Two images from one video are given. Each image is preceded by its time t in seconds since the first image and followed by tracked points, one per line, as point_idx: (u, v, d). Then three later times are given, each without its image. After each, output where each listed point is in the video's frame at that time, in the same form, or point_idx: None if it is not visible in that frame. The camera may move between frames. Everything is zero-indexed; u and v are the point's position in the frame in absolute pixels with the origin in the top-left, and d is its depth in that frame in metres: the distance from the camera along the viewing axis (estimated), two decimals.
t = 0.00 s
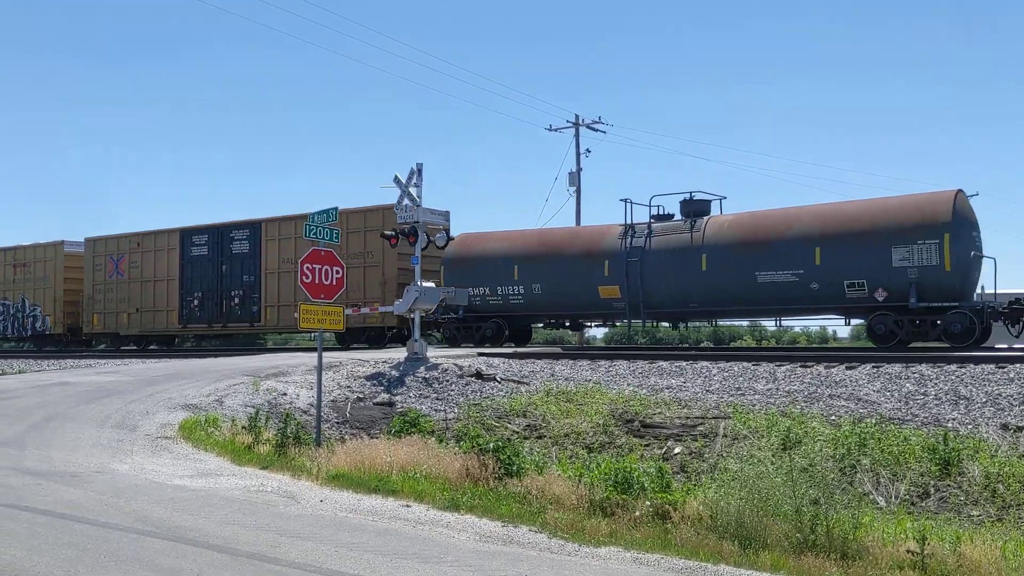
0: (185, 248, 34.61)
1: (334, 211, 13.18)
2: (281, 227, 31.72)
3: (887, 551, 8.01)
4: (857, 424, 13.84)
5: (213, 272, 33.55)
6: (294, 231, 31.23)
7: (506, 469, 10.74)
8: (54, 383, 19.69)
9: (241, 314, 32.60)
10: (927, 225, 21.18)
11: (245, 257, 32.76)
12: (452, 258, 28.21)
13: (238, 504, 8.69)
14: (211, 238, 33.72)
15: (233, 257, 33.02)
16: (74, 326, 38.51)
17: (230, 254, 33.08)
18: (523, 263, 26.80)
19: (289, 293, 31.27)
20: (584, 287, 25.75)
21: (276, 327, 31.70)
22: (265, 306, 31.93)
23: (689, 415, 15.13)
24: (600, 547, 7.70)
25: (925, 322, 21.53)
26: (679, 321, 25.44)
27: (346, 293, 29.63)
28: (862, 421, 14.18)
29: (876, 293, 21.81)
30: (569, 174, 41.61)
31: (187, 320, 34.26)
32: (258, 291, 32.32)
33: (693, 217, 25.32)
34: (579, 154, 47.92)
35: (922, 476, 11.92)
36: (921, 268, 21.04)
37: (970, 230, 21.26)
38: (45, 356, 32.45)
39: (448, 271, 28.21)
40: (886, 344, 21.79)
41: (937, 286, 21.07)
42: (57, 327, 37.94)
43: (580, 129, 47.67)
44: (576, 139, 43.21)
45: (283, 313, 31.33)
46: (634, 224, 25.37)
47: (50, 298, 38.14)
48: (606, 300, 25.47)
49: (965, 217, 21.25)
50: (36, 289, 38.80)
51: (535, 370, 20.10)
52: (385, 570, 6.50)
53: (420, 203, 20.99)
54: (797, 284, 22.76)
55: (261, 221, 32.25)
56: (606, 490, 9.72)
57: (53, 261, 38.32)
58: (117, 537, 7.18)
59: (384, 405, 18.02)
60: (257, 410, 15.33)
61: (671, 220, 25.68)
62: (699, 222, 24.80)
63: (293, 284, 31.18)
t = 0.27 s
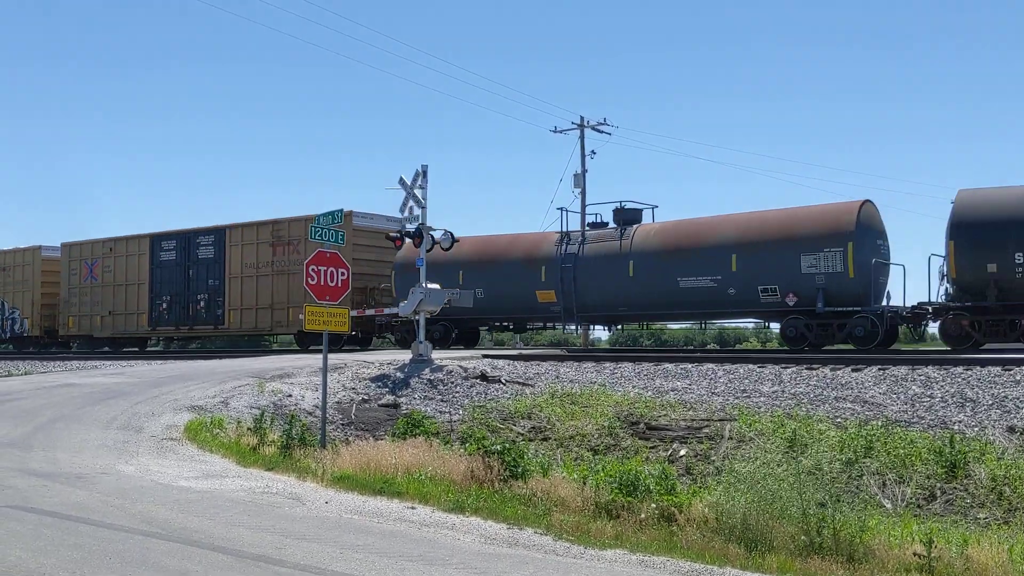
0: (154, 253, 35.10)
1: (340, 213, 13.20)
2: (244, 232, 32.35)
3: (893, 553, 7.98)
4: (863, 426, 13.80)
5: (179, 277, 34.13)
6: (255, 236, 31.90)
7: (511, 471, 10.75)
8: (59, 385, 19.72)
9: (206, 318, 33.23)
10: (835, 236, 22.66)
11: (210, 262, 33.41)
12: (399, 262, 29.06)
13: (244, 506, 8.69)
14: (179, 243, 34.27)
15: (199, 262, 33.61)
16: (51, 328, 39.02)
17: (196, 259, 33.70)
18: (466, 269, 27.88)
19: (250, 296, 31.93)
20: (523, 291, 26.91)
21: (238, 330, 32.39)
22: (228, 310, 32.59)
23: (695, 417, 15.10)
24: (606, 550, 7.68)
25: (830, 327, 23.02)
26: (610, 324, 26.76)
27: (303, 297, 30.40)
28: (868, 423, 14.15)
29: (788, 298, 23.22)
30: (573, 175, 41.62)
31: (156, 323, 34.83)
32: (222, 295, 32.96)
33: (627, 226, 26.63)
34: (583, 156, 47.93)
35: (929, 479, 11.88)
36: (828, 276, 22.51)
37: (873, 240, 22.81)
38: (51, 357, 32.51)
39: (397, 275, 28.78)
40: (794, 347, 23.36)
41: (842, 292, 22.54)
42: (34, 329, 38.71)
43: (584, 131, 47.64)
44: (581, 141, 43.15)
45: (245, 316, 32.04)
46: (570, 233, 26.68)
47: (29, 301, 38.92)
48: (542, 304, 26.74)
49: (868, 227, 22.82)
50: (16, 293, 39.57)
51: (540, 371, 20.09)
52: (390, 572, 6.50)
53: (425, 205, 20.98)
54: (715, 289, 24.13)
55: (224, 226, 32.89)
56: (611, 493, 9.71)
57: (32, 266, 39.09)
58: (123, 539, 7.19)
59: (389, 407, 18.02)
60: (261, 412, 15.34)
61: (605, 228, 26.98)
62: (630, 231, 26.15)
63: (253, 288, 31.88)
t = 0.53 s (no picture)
0: (127, 258, 36.00)
1: (346, 215, 13.22)
2: (212, 238, 33.45)
3: (901, 558, 7.93)
4: (870, 431, 13.75)
5: (152, 281, 35.04)
6: (222, 242, 33.06)
7: (518, 474, 10.74)
8: (67, 386, 19.80)
9: (176, 321, 34.17)
10: (753, 244, 23.70)
11: (181, 267, 34.40)
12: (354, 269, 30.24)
13: (251, 508, 8.70)
14: (151, 249, 35.19)
15: (170, 268, 34.57)
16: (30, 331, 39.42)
17: (167, 264, 34.65)
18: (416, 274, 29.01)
19: (217, 300, 33.05)
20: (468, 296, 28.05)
21: (207, 333, 33.47)
22: (197, 314, 33.62)
23: (702, 421, 15.06)
24: (612, 554, 7.66)
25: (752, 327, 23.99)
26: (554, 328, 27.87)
27: (266, 301, 31.62)
28: (875, 427, 14.09)
29: (709, 303, 24.24)
30: (581, 178, 41.60)
31: (129, 326, 35.54)
32: (191, 299, 33.95)
33: (565, 234, 27.78)
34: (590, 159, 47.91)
35: (937, 483, 11.84)
36: (745, 282, 23.51)
37: (787, 247, 23.81)
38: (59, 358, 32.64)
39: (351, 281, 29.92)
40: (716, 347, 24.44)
41: (757, 297, 23.52)
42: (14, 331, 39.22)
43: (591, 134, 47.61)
44: (589, 143, 43.14)
45: (212, 319, 33.14)
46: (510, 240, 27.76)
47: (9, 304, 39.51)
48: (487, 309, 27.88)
49: (785, 236, 23.79)
50: None
51: (547, 374, 20.09)
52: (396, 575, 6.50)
53: (432, 207, 21.00)
54: (645, 295, 25.19)
55: (193, 233, 33.91)
56: (618, 497, 9.69)
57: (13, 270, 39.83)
58: (130, 540, 7.21)
59: (396, 409, 18.03)
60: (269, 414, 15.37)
61: (546, 236, 28.07)
62: (568, 239, 27.27)
63: (220, 292, 32.96)
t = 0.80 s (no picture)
0: (99, 262, 37.17)
1: (349, 216, 13.23)
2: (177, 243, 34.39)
3: (904, 559, 7.91)
4: (873, 431, 13.73)
5: (122, 284, 36.10)
6: (187, 247, 34.04)
7: (520, 475, 10.74)
8: (71, 387, 19.86)
9: (143, 323, 35.21)
10: (674, 250, 24.59)
11: (148, 271, 35.39)
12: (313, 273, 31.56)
13: (255, 509, 8.71)
14: (120, 253, 36.23)
15: (138, 271, 35.57)
16: (9, 331, 41.53)
17: (135, 268, 35.66)
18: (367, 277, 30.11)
19: (182, 302, 34.05)
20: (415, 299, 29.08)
21: (172, 334, 34.48)
22: (163, 316, 34.65)
23: (705, 422, 15.05)
24: (615, 554, 7.66)
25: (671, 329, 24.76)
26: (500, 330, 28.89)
27: (228, 303, 32.55)
28: (878, 428, 14.08)
29: (633, 306, 25.12)
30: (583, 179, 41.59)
31: (100, 328, 36.71)
32: (158, 301, 34.96)
33: (508, 240, 28.73)
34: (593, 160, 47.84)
35: (940, 484, 11.81)
36: (665, 286, 24.33)
37: (707, 252, 24.60)
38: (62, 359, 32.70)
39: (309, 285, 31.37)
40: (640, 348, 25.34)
41: (676, 301, 24.37)
42: None
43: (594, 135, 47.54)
44: (591, 144, 43.14)
45: (177, 321, 34.12)
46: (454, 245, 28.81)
47: None
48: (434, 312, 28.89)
49: (706, 243, 24.66)
50: None
51: (549, 375, 20.09)
52: None
53: (435, 207, 20.98)
54: (576, 298, 26.06)
55: (161, 238, 34.91)
56: (621, 497, 9.68)
57: None
58: (133, 541, 7.21)
59: (399, 410, 18.04)
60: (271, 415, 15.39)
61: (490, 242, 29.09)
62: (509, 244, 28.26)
63: (185, 295, 33.99)
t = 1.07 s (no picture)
0: (72, 266, 38.79)
1: (352, 216, 13.23)
2: (146, 248, 36.06)
3: (907, 560, 7.90)
4: (877, 431, 13.70)
5: (94, 287, 37.77)
6: (153, 251, 35.66)
7: (524, 475, 10.75)
8: (75, 387, 19.92)
9: (113, 324, 36.86)
10: (602, 255, 25.68)
11: (118, 275, 37.08)
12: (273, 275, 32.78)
13: (259, 509, 8.73)
14: (93, 257, 37.95)
15: (110, 275, 37.27)
16: None
17: (106, 272, 37.36)
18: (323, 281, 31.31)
19: (150, 305, 35.64)
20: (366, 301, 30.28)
21: (140, 335, 36.08)
22: (132, 317, 36.29)
23: (708, 422, 15.04)
24: (617, 554, 7.66)
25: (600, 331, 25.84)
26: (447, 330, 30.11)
27: (192, 306, 34.16)
28: (882, 428, 14.06)
29: (567, 308, 26.21)
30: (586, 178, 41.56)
31: (73, 329, 38.32)
32: (127, 304, 36.62)
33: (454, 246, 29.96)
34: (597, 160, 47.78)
35: (944, 484, 11.79)
36: (595, 290, 25.45)
37: (634, 258, 25.74)
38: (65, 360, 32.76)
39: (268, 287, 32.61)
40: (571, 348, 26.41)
41: (606, 304, 25.49)
42: None
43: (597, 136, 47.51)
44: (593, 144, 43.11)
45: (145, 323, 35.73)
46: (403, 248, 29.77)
47: None
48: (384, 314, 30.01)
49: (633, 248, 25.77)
50: None
51: (552, 375, 20.09)
52: None
53: (438, 208, 20.97)
54: (514, 301, 27.17)
55: (130, 243, 36.56)
56: (624, 498, 9.69)
57: None
58: (136, 542, 7.22)
59: (402, 410, 18.05)
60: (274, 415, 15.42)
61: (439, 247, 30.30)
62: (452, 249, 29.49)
63: (152, 297, 35.58)
